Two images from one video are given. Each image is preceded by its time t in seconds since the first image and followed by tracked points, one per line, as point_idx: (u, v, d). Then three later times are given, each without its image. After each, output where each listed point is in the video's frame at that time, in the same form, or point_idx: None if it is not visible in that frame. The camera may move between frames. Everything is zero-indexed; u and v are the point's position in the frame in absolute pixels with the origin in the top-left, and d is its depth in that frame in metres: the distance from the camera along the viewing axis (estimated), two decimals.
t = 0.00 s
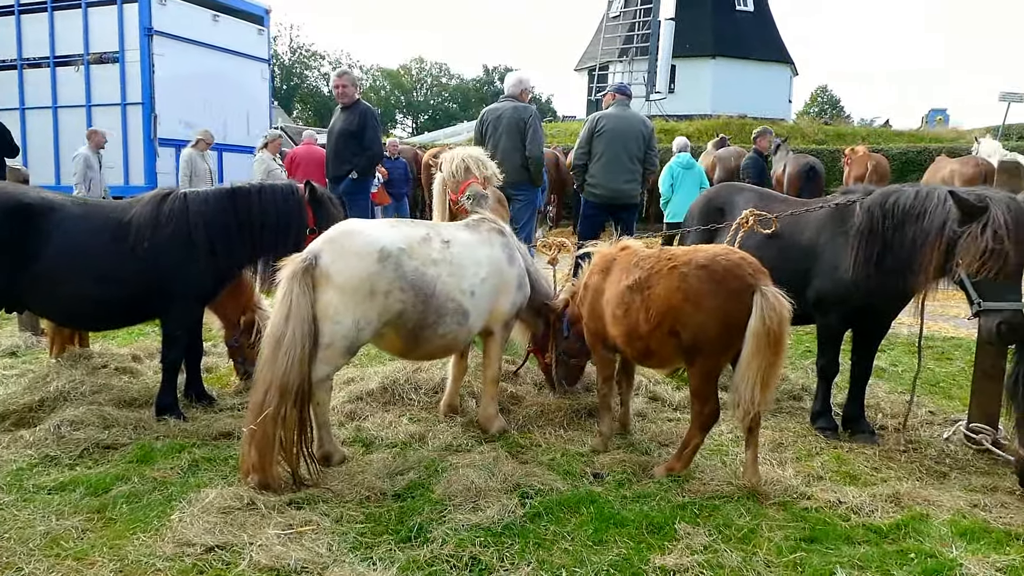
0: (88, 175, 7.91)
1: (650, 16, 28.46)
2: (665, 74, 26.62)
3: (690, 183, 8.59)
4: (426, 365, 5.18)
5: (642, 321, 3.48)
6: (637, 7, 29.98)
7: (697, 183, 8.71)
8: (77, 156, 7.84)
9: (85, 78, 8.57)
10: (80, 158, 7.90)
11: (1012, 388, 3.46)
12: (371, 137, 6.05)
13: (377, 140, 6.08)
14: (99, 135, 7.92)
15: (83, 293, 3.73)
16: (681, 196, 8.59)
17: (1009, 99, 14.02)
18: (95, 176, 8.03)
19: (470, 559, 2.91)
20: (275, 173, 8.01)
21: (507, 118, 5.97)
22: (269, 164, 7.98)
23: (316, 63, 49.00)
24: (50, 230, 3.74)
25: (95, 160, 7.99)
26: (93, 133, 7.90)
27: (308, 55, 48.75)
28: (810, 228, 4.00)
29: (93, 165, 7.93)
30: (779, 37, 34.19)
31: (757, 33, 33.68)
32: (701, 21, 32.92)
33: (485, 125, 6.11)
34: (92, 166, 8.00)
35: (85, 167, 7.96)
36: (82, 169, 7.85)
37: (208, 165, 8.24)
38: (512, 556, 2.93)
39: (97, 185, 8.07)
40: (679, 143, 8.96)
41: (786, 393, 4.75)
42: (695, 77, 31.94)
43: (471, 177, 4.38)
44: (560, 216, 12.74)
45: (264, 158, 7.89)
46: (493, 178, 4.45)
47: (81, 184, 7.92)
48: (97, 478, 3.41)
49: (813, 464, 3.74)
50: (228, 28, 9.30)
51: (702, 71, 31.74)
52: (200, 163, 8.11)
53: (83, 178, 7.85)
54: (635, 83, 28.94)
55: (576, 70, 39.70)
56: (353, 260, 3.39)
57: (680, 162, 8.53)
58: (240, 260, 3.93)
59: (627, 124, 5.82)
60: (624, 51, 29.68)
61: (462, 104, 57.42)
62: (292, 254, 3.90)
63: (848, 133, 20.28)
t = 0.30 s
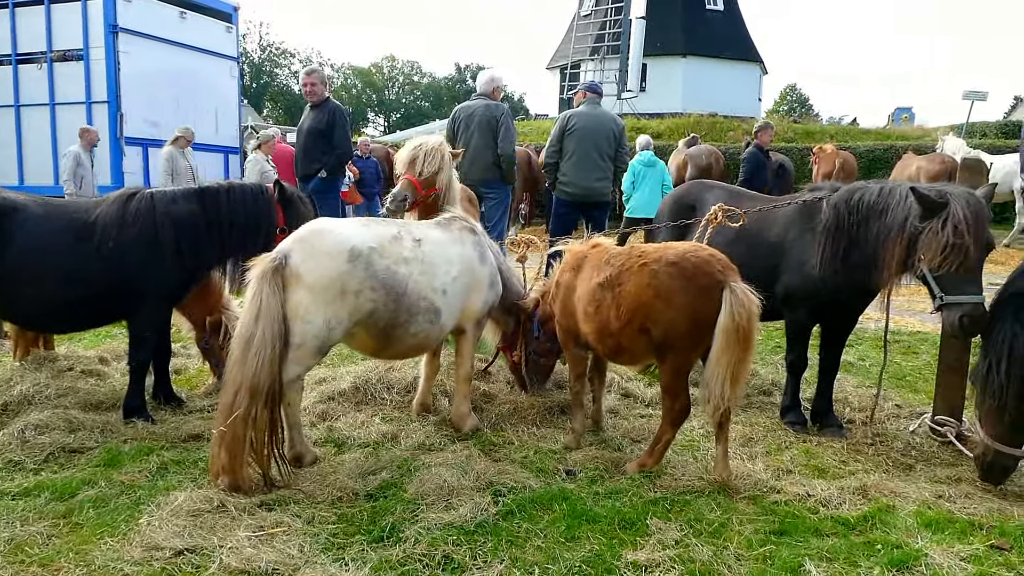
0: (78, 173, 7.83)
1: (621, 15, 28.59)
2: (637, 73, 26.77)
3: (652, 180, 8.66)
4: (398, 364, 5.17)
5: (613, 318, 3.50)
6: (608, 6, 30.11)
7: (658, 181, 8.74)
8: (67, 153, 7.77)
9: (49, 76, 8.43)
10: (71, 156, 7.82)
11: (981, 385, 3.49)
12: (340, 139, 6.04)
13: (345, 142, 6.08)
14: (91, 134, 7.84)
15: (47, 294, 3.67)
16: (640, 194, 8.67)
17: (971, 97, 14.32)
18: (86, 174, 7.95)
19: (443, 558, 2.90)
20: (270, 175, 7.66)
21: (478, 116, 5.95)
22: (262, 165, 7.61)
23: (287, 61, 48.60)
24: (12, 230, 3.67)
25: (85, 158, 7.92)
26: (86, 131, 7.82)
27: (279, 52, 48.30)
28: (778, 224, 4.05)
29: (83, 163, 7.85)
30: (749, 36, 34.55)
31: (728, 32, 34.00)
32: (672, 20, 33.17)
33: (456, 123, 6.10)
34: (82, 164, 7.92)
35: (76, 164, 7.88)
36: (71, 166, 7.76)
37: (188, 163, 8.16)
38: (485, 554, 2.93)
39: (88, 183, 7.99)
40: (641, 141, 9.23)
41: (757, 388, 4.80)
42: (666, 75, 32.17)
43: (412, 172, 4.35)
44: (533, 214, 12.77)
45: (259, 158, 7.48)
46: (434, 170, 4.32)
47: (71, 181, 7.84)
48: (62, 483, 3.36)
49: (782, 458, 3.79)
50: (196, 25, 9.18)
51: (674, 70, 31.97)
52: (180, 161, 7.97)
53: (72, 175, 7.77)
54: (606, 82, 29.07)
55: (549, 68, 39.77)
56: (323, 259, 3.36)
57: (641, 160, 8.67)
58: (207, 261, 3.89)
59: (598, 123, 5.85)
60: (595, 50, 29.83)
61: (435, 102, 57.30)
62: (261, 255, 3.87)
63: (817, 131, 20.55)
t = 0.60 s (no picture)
0: (59, 173, 7.69)
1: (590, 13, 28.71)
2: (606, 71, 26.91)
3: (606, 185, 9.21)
4: (369, 364, 5.15)
5: (583, 315, 3.51)
6: (578, 4, 30.24)
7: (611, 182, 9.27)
8: (48, 153, 7.63)
9: (10, 74, 8.25)
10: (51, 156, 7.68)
11: (947, 365, 3.39)
12: (308, 136, 5.96)
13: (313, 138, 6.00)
14: (74, 134, 7.71)
15: (8, 297, 3.58)
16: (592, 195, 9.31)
17: (932, 95, 14.64)
18: (68, 174, 7.80)
19: (415, 558, 2.89)
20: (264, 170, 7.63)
21: (449, 114, 5.93)
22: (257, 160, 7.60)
23: (255, 59, 48.08)
24: None
25: (66, 158, 7.76)
26: (68, 131, 7.69)
27: (247, 51, 47.77)
28: (746, 221, 4.09)
29: (64, 163, 7.72)
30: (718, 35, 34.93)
31: (697, 31, 34.33)
32: (641, 19, 33.40)
33: (427, 122, 6.08)
34: (62, 164, 7.77)
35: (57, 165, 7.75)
36: (51, 166, 7.62)
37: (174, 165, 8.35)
38: (457, 553, 2.93)
39: (70, 183, 7.84)
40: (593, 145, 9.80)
41: (727, 383, 4.86)
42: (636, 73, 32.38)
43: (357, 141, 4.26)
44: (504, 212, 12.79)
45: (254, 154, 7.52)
46: (374, 144, 4.23)
47: (51, 181, 7.70)
48: (25, 490, 3.29)
49: (752, 452, 3.83)
50: (161, 22, 9.03)
51: (643, 68, 32.19)
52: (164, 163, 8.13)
53: (52, 176, 7.62)
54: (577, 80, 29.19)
55: (520, 67, 39.82)
56: (292, 259, 3.33)
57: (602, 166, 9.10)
58: (174, 261, 3.85)
59: (568, 121, 5.87)
60: (565, 48, 29.94)
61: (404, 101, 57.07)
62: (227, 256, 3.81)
63: (784, 129, 20.86)
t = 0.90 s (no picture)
0: (48, 179, 7.56)
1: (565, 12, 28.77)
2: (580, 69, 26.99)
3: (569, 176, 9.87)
4: (344, 366, 5.13)
5: (559, 314, 3.51)
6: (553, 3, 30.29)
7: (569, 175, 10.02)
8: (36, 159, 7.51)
9: None
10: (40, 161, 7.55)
11: (932, 362, 3.43)
12: (281, 137, 5.94)
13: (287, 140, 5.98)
14: (63, 139, 7.58)
15: None
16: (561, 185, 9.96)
17: (902, 91, 14.82)
18: (58, 180, 7.67)
19: (392, 560, 2.88)
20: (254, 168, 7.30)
21: (422, 114, 5.91)
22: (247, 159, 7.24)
23: (228, 59, 47.58)
24: None
25: (55, 163, 7.63)
26: (58, 136, 7.56)
27: (219, 50, 47.28)
28: (719, 218, 4.12)
29: (53, 169, 7.58)
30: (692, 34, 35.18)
31: (672, 29, 34.54)
32: (616, 17, 33.54)
33: (400, 121, 6.06)
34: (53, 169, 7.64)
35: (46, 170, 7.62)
36: (40, 172, 7.49)
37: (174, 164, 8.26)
38: (434, 555, 2.92)
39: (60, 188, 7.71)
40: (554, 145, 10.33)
41: (703, 379, 4.90)
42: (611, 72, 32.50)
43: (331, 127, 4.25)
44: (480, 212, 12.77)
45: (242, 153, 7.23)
46: (347, 129, 4.21)
47: (41, 187, 7.58)
48: None
49: (727, 448, 3.86)
50: (130, 22, 8.92)
51: (617, 66, 32.32)
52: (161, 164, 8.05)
53: (41, 182, 7.50)
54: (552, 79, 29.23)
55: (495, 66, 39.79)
56: (264, 261, 3.30)
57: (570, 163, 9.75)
58: (145, 264, 3.80)
59: (542, 119, 5.88)
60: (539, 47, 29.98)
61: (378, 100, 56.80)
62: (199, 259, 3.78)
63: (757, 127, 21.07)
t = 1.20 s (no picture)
0: (28, 176, 7.56)
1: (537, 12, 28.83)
2: (552, 70, 27.06)
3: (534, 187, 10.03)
4: (315, 368, 5.11)
5: (530, 315, 3.52)
6: (525, 4, 30.34)
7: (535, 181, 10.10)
8: (17, 156, 7.51)
9: None
10: (21, 158, 7.55)
11: (897, 372, 3.49)
12: (251, 137, 5.88)
13: (257, 140, 5.92)
14: (44, 135, 7.57)
15: None
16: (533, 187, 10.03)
17: (868, 92, 15.05)
18: (40, 178, 7.66)
19: (363, 563, 2.87)
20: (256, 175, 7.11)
21: (393, 115, 5.89)
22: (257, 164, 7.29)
23: (197, 58, 46.98)
24: None
25: (36, 160, 7.62)
26: (39, 132, 7.56)
27: (187, 50, 46.64)
28: (687, 218, 4.16)
29: (34, 166, 7.57)
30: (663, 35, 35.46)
31: (644, 31, 34.80)
32: (588, 18, 33.70)
33: (371, 122, 6.01)
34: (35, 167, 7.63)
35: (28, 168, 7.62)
36: (20, 169, 7.49)
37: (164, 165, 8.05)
38: (406, 557, 2.91)
39: (42, 186, 7.68)
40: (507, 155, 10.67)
41: (673, 378, 4.95)
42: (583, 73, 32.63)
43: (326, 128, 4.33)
44: (452, 213, 12.75)
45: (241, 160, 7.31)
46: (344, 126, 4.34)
47: (22, 184, 7.56)
48: None
49: (697, 446, 3.90)
50: (95, 21, 8.80)
51: (589, 67, 32.45)
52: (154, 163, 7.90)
53: (21, 179, 7.50)
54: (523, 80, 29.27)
55: (468, 67, 39.73)
56: (232, 263, 3.26)
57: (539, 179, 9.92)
58: (110, 266, 3.76)
59: (513, 120, 5.88)
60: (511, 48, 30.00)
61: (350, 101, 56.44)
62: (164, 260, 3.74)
63: (728, 128, 21.31)
